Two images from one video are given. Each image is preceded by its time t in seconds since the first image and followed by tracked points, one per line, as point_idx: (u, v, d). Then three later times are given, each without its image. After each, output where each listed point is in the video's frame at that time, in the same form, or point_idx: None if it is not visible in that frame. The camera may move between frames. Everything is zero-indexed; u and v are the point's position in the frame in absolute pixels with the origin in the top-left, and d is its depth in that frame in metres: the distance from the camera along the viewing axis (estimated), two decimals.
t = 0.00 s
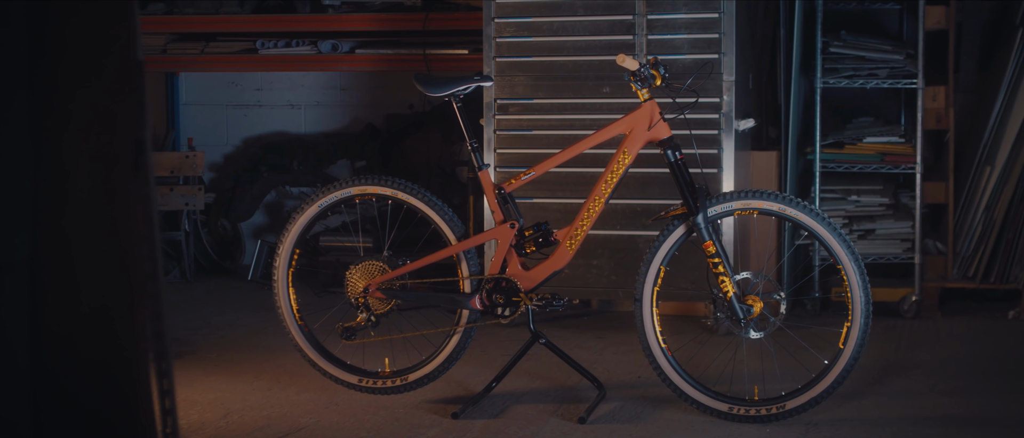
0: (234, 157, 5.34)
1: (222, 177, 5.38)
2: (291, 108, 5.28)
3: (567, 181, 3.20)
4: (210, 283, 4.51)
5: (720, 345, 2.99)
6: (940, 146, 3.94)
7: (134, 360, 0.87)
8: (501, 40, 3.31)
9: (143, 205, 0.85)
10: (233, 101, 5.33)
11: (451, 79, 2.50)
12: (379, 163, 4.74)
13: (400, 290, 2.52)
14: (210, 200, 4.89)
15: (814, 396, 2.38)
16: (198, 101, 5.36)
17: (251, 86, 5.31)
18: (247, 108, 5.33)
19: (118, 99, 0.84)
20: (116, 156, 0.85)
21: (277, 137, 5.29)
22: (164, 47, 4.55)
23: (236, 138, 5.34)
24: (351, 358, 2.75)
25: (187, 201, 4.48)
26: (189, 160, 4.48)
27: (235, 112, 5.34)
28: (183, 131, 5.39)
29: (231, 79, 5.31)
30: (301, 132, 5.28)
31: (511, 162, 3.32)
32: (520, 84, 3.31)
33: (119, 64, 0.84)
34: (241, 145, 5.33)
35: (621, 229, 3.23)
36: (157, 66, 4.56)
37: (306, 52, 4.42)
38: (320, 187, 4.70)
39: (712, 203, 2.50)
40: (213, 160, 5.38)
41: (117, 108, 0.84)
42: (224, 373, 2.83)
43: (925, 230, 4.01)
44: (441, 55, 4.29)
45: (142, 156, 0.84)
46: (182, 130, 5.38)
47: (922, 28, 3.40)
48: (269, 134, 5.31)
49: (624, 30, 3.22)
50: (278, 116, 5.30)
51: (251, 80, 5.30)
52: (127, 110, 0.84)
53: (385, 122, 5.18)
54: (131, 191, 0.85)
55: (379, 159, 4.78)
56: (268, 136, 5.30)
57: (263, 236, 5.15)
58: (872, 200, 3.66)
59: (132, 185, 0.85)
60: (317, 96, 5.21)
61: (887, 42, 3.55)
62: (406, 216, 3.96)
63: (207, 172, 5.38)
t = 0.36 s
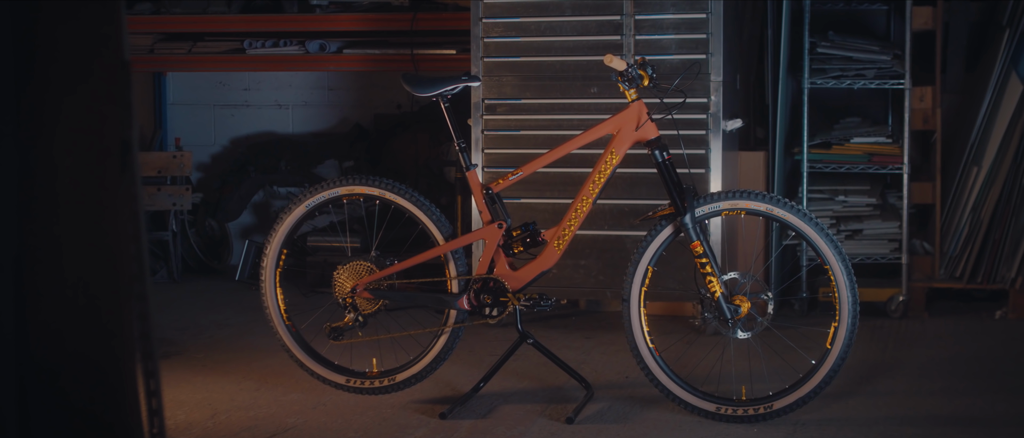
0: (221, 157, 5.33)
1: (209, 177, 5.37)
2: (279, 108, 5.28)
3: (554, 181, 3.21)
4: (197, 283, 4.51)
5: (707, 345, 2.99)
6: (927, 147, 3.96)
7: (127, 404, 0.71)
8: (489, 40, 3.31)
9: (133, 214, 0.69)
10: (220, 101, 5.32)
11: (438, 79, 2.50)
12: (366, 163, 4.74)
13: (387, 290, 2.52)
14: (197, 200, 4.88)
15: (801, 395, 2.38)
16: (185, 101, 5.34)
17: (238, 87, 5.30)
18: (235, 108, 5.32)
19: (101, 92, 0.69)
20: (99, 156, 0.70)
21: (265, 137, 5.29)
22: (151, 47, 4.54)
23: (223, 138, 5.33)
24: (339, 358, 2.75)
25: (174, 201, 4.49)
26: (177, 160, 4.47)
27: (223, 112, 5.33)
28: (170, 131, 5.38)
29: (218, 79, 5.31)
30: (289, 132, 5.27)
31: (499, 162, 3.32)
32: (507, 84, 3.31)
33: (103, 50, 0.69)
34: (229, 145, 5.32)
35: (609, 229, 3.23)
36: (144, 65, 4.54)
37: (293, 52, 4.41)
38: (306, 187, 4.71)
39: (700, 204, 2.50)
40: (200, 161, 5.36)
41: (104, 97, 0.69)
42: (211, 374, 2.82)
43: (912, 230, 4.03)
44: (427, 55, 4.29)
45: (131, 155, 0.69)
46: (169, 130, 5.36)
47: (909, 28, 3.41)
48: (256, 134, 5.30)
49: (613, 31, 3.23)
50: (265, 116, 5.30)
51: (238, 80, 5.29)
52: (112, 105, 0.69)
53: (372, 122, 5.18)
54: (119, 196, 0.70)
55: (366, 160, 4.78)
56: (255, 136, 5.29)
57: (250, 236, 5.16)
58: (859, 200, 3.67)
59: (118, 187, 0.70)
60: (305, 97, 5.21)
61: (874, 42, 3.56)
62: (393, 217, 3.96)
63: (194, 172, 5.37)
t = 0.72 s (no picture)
0: (211, 158, 5.33)
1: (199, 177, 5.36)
2: (269, 108, 5.27)
3: (544, 181, 3.21)
4: (187, 283, 4.51)
5: (695, 345, 3.00)
6: (917, 147, 3.97)
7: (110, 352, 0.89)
8: (478, 40, 3.32)
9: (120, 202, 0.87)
10: (210, 101, 5.32)
11: (428, 79, 2.50)
12: (356, 163, 4.76)
13: (377, 290, 2.52)
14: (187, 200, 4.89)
15: (791, 395, 2.38)
16: (175, 101, 5.33)
17: (228, 86, 5.29)
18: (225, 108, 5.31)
19: (92, 93, 0.68)
20: (90, 161, 0.69)
21: (254, 137, 5.28)
22: (140, 46, 4.53)
23: (214, 139, 5.33)
24: (329, 358, 2.75)
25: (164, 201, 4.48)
26: (166, 160, 4.46)
27: (212, 112, 5.32)
28: (161, 131, 5.37)
29: (209, 79, 5.30)
30: (279, 132, 5.27)
31: (489, 162, 3.32)
32: (497, 84, 3.31)
33: (95, 51, 0.68)
34: (218, 145, 5.32)
35: (598, 229, 3.23)
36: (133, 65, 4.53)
37: (282, 51, 4.41)
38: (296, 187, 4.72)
39: (689, 204, 2.50)
40: (190, 160, 5.36)
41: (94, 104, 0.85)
42: (200, 374, 2.82)
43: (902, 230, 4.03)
44: (418, 55, 4.29)
45: (119, 158, 0.68)
46: (159, 130, 5.35)
47: (898, 29, 3.41)
48: (246, 134, 5.30)
49: (602, 31, 3.23)
50: (255, 117, 5.29)
51: (229, 80, 5.28)
52: (101, 107, 0.68)
53: (362, 122, 5.17)
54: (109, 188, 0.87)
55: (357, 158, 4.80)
56: (245, 137, 5.29)
57: (240, 236, 5.16)
58: (848, 200, 3.67)
59: (108, 194, 0.69)
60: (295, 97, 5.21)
61: (864, 43, 3.57)
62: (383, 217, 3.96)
63: (184, 171, 5.36)
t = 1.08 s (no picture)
0: (202, 158, 5.32)
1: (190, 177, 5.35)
2: (260, 108, 5.26)
3: (535, 181, 3.21)
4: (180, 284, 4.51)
5: (686, 345, 3.00)
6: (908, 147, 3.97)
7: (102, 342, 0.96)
8: (469, 40, 3.32)
9: (111, 205, 0.94)
10: (201, 101, 5.31)
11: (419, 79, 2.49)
12: (348, 164, 4.76)
13: (368, 291, 2.52)
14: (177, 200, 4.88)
15: (781, 396, 2.38)
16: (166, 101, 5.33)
17: (218, 86, 5.28)
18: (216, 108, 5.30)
19: (82, 99, 0.93)
20: (83, 157, 0.93)
21: (245, 137, 5.28)
22: (131, 46, 4.52)
23: (204, 139, 5.32)
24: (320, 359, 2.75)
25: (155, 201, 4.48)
26: (157, 160, 4.46)
27: (203, 111, 5.32)
28: (152, 131, 5.36)
29: (200, 79, 5.29)
30: (269, 132, 5.26)
31: (480, 163, 3.32)
32: (489, 84, 3.31)
33: (85, 64, 0.93)
34: (210, 145, 5.31)
35: (590, 229, 3.23)
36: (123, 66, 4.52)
37: (274, 51, 4.40)
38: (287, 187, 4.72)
39: (680, 204, 2.49)
40: (181, 160, 5.35)
41: (86, 111, 0.93)
42: (191, 374, 2.82)
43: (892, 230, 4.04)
44: (409, 55, 4.29)
45: (109, 156, 0.94)
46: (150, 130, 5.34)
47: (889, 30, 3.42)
48: (237, 134, 5.29)
49: (593, 31, 3.23)
50: (246, 117, 5.28)
51: (220, 80, 5.27)
52: (93, 109, 0.93)
53: (353, 123, 5.17)
54: (100, 191, 0.93)
55: (348, 158, 4.79)
56: (236, 137, 5.28)
57: (231, 236, 5.15)
58: (839, 201, 3.68)
59: (99, 184, 0.94)
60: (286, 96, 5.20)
61: (854, 43, 3.58)
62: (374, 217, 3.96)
63: (175, 172, 5.35)
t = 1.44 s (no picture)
0: (194, 158, 5.31)
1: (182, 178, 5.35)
2: (252, 108, 5.26)
3: (528, 182, 3.21)
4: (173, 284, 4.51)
5: (678, 345, 3.00)
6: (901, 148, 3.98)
7: (94, 334, 1.07)
8: (462, 40, 3.32)
9: (102, 204, 1.06)
10: (193, 101, 5.30)
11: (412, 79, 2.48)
12: (340, 165, 4.71)
13: (361, 291, 2.52)
14: (170, 200, 4.87)
15: (774, 396, 2.38)
16: (158, 101, 5.33)
17: (211, 87, 5.28)
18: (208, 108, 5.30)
19: (75, 101, 1.04)
20: (75, 157, 1.05)
21: (238, 138, 5.27)
22: (124, 46, 4.52)
23: (197, 139, 5.32)
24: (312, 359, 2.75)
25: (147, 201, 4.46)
26: (149, 161, 4.46)
27: (195, 112, 5.31)
28: (143, 131, 5.36)
29: (192, 79, 5.29)
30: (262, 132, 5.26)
31: (472, 163, 3.32)
32: (481, 85, 3.31)
33: (79, 68, 1.04)
34: (202, 145, 5.30)
35: (583, 229, 3.23)
36: (115, 66, 4.51)
37: (267, 52, 4.40)
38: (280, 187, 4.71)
39: (673, 204, 2.49)
40: (173, 161, 5.35)
41: (79, 113, 1.04)
42: (183, 374, 2.82)
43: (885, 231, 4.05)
44: (402, 55, 4.30)
45: (100, 158, 1.06)
46: (142, 130, 5.34)
47: (882, 30, 3.42)
48: (229, 134, 5.29)
49: (586, 32, 3.24)
50: (238, 117, 5.29)
51: (212, 80, 5.27)
52: (86, 111, 1.05)
53: (346, 123, 5.18)
54: (93, 191, 1.05)
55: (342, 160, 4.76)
56: (229, 137, 5.28)
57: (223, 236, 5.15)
58: (832, 201, 3.68)
59: (92, 184, 1.05)
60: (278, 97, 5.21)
61: (847, 44, 3.58)
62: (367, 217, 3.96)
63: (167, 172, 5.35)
